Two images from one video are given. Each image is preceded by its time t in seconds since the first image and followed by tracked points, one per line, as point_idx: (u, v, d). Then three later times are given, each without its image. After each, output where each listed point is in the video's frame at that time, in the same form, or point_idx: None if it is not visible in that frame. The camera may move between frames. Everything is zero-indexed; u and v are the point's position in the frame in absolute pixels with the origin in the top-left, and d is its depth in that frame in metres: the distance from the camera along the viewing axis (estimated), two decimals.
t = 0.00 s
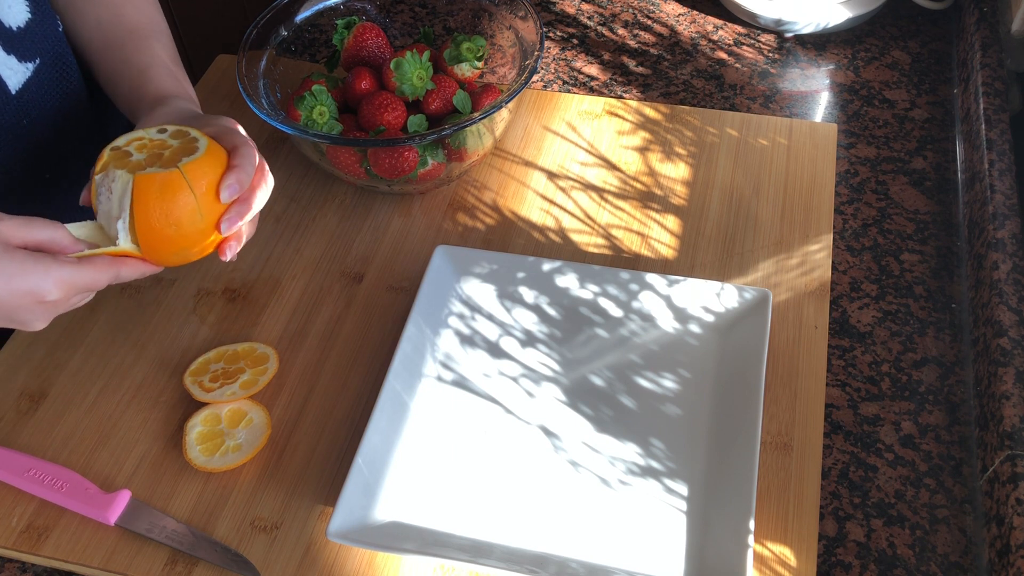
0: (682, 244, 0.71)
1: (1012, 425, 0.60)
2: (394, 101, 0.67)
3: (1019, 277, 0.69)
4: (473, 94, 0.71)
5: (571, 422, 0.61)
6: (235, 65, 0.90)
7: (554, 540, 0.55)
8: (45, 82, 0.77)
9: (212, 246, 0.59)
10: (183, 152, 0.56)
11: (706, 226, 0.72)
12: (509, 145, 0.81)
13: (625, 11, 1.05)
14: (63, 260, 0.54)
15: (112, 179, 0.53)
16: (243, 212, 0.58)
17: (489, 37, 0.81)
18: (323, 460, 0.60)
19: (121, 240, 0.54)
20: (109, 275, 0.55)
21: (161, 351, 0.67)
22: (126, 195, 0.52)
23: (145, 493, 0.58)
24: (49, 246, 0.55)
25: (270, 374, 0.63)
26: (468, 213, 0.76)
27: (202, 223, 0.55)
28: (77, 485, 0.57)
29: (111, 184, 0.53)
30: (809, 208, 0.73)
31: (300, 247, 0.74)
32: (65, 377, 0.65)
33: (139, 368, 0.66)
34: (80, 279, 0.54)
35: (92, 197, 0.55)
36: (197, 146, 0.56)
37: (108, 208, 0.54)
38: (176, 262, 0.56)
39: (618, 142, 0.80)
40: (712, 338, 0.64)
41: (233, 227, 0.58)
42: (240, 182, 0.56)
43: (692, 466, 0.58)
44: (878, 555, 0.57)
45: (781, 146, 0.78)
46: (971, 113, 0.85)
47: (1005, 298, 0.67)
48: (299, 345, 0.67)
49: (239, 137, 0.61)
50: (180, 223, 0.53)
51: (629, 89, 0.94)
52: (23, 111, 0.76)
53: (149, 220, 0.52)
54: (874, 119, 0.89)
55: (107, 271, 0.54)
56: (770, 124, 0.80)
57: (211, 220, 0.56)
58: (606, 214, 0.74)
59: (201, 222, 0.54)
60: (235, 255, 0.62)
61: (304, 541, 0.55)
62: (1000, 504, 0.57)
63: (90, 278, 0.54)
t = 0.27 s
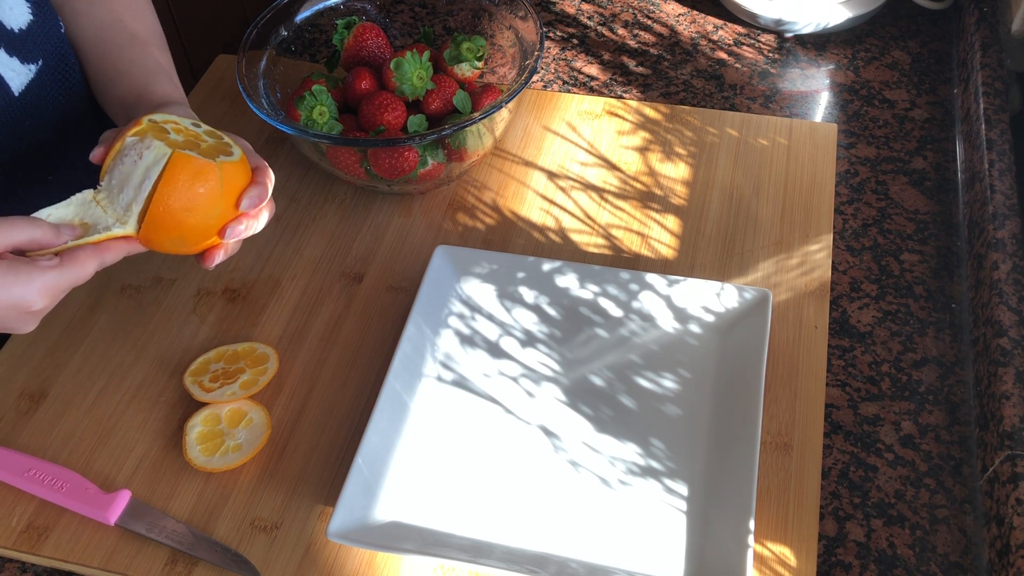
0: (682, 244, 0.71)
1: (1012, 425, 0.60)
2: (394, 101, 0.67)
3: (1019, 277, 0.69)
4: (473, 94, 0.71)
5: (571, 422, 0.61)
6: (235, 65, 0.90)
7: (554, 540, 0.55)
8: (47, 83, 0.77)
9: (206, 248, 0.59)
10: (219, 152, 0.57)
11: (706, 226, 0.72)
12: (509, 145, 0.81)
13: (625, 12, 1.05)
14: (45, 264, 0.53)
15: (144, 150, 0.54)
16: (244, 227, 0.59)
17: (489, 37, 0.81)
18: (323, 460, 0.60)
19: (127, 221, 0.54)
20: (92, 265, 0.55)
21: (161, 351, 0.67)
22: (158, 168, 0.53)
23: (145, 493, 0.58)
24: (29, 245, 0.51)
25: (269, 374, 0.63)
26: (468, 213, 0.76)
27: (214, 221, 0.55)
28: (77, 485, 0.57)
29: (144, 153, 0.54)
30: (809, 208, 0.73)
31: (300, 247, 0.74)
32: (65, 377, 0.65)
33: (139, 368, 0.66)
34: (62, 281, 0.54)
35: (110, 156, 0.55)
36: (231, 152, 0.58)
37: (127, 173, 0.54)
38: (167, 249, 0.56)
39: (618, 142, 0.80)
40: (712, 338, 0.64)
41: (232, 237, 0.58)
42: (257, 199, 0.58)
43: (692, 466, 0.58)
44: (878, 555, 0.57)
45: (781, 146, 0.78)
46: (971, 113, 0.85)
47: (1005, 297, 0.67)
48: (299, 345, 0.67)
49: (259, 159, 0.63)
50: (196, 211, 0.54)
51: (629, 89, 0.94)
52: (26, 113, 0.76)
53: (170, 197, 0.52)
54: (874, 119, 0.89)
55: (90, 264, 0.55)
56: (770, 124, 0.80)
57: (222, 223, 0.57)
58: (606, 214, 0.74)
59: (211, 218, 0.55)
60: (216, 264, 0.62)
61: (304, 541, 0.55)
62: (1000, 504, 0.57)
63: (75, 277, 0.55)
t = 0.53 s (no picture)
0: (682, 243, 0.71)
1: (1012, 425, 0.60)
2: (395, 101, 0.67)
3: (1019, 277, 0.69)
4: (473, 94, 0.71)
5: (571, 422, 0.61)
6: (235, 65, 0.90)
7: (554, 540, 0.55)
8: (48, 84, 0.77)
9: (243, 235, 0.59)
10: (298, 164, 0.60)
11: (706, 226, 0.72)
12: (509, 145, 0.81)
13: (625, 12, 1.05)
14: (11, 299, 0.50)
15: (292, 124, 0.57)
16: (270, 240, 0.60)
17: (489, 37, 0.81)
18: (324, 460, 0.60)
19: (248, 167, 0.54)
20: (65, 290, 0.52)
21: (161, 352, 0.67)
22: (298, 146, 0.56)
23: (145, 493, 0.58)
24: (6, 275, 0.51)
25: (269, 374, 0.63)
26: (468, 213, 0.76)
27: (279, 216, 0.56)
28: (77, 485, 0.57)
29: (291, 126, 0.56)
30: (809, 208, 0.73)
31: (300, 247, 0.74)
32: (65, 377, 0.65)
33: (139, 369, 0.66)
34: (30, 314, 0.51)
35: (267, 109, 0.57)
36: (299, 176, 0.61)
37: (265, 129, 0.55)
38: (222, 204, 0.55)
39: (618, 142, 0.80)
40: (712, 338, 0.64)
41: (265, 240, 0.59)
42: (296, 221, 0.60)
43: (692, 466, 0.58)
44: (878, 555, 0.57)
45: (781, 146, 0.78)
46: (971, 113, 0.85)
47: (1005, 298, 0.67)
48: (299, 344, 0.67)
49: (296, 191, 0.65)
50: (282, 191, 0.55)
51: (629, 89, 0.94)
52: (29, 116, 0.76)
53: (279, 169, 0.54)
54: (874, 119, 0.89)
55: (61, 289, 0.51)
56: (770, 125, 0.80)
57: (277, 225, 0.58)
58: (606, 214, 0.74)
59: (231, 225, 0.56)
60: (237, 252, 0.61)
61: (304, 541, 0.55)
62: (1000, 504, 0.57)
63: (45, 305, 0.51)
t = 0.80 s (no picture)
0: (682, 243, 0.71)
1: (1012, 425, 0.60)
2: (395, 101, 0.67)
3: (1019, 278, 0.69)
4: (473, 94, 0.71)
5: (571, 422, 0.61)
6: (235, 65, 0.90)
7: (554, 540, 0.55)
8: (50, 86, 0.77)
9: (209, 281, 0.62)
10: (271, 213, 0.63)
11: (706, 226, 0.72)
12: (509, 145, 0.81)
13: (625, 11, 1.05)
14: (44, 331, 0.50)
15: (253, 177, 0.59)
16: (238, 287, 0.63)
17: (489, 37, 0.81)
18: (324, 460, 0.60)
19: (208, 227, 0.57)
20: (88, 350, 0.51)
21: (161, 351, 0.67)
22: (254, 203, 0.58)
23: (145, 493, 0.58)
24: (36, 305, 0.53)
25: (269, 374, 0.63)
26: (468, 213, 0.76)
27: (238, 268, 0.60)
28: (77, 485, 0.57)
29: (252, 180, 0.58)
30: (810, 208, 0.73)
31: (299, 248, 0.74)
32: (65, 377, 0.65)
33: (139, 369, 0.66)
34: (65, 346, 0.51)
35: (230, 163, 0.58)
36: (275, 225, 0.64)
37: (225, 185, 0.57)
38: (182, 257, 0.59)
39: (618, 142, 0.80)
40: (711, 338, 0.64)
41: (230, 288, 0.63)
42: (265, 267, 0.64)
43: (692, 466, 0.58)
44: (878, 555, 0.58)
45: (781, 146, 0.78)
46: (971, 113, 0.85)
47: (1005, 298, 0.67)
48: (299, 344, 0.67)
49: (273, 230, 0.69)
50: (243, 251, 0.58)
51: (629, 89, 0.94)
52: (29, 119, 0.75)
53: (240, 233, 0.57)
54: (874, 119, 0.89)
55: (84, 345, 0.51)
56: (771, 125, 0.80)
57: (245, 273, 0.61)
58: (606, 214, 0.74)
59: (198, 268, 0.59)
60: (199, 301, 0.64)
61: (304, 541, 0.55)
62: (1001, 504, 0.57)
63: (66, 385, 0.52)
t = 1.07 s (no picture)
0: (682, 243, 0.71)
1: (1012, 425, 0.60)
2: (395, 101, 0.67)
3: (1019, 278, 0.69)
4: (473, 94, 0.71)
5: (571, 422, 0.61)
6: (235, 65, 0.90)
7: (554, 540, 0.55)
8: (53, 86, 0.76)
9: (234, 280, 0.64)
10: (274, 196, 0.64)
11: (706, 226, 0.72)
12: (509, 145, 0.81)
13: (625, 12, 1.05)
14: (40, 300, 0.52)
15: (234, 173, 0.59)
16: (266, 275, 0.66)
17: (489, 37, 0.81)
18: (323, 459, 0.60)
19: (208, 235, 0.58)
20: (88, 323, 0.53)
21: (161, 351, 0.67)
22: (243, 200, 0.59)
23: (145, 493, 0.58)
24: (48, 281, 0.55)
25: (270, 374, 0.63)
26: (468, 213, 0.76)
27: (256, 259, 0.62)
28: (77, 485, 0.57)
29: (234, 177, 0.59)
30: (810, 208, 0.73)
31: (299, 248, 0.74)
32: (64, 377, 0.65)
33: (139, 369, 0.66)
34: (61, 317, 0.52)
35: (207, 172, 0.58)
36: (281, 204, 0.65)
37: (210, 190, 0.58)
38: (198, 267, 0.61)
39: (618, 143, 0.80)
40: (712, 338, 0.64)
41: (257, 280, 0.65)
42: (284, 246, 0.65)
43: (692, 466, 0.58)
44: (878, 555, 0.58)
45: (781, 146, 0.78)
46: (971, 113, 0.85)
47: (1005, 297, 0.67)
48: (299, 344, 0.67)
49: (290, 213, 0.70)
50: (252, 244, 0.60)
51: (629, 89, 0.94)
52: (34, 118, 0.75)
53: (241, 228, 0.59)
54: (875, 119, 0.89)
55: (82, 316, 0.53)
56: (771, 124, 0.80)
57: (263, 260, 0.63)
58: (606, 214, 0.74)
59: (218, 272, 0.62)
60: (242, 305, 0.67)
61: (304, 541, 0.55)
62: (1001, 504, 0.57)
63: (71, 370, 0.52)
